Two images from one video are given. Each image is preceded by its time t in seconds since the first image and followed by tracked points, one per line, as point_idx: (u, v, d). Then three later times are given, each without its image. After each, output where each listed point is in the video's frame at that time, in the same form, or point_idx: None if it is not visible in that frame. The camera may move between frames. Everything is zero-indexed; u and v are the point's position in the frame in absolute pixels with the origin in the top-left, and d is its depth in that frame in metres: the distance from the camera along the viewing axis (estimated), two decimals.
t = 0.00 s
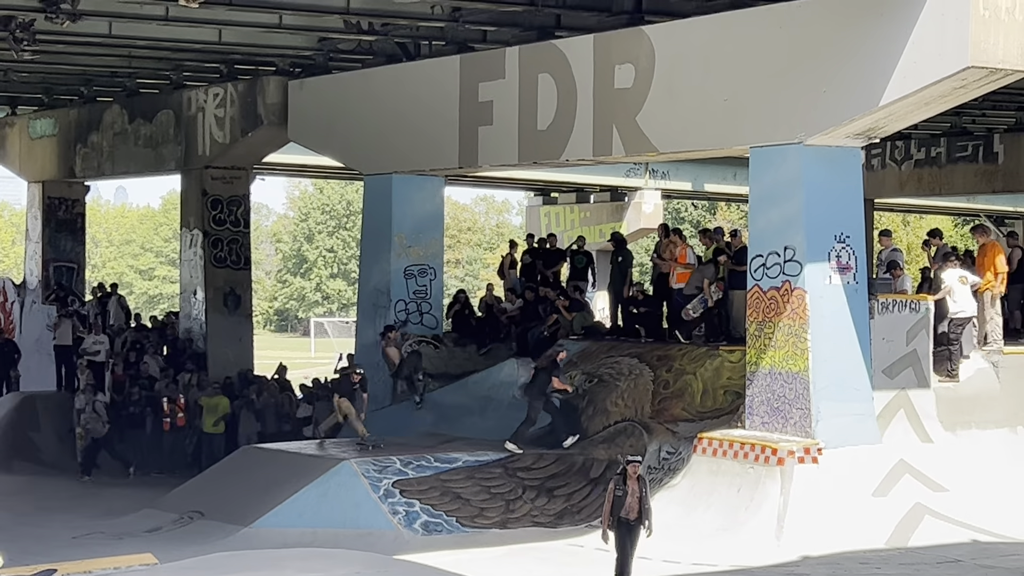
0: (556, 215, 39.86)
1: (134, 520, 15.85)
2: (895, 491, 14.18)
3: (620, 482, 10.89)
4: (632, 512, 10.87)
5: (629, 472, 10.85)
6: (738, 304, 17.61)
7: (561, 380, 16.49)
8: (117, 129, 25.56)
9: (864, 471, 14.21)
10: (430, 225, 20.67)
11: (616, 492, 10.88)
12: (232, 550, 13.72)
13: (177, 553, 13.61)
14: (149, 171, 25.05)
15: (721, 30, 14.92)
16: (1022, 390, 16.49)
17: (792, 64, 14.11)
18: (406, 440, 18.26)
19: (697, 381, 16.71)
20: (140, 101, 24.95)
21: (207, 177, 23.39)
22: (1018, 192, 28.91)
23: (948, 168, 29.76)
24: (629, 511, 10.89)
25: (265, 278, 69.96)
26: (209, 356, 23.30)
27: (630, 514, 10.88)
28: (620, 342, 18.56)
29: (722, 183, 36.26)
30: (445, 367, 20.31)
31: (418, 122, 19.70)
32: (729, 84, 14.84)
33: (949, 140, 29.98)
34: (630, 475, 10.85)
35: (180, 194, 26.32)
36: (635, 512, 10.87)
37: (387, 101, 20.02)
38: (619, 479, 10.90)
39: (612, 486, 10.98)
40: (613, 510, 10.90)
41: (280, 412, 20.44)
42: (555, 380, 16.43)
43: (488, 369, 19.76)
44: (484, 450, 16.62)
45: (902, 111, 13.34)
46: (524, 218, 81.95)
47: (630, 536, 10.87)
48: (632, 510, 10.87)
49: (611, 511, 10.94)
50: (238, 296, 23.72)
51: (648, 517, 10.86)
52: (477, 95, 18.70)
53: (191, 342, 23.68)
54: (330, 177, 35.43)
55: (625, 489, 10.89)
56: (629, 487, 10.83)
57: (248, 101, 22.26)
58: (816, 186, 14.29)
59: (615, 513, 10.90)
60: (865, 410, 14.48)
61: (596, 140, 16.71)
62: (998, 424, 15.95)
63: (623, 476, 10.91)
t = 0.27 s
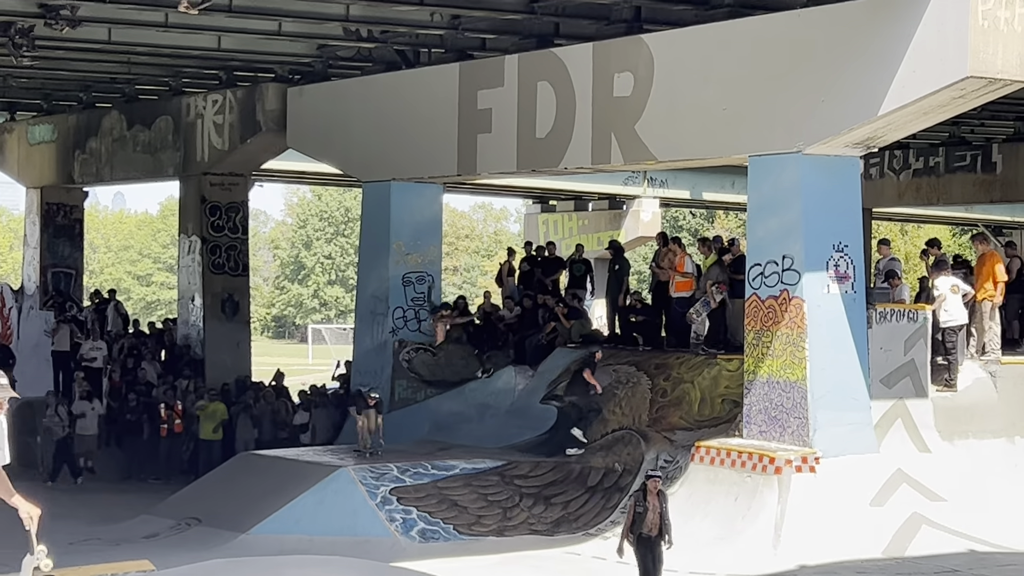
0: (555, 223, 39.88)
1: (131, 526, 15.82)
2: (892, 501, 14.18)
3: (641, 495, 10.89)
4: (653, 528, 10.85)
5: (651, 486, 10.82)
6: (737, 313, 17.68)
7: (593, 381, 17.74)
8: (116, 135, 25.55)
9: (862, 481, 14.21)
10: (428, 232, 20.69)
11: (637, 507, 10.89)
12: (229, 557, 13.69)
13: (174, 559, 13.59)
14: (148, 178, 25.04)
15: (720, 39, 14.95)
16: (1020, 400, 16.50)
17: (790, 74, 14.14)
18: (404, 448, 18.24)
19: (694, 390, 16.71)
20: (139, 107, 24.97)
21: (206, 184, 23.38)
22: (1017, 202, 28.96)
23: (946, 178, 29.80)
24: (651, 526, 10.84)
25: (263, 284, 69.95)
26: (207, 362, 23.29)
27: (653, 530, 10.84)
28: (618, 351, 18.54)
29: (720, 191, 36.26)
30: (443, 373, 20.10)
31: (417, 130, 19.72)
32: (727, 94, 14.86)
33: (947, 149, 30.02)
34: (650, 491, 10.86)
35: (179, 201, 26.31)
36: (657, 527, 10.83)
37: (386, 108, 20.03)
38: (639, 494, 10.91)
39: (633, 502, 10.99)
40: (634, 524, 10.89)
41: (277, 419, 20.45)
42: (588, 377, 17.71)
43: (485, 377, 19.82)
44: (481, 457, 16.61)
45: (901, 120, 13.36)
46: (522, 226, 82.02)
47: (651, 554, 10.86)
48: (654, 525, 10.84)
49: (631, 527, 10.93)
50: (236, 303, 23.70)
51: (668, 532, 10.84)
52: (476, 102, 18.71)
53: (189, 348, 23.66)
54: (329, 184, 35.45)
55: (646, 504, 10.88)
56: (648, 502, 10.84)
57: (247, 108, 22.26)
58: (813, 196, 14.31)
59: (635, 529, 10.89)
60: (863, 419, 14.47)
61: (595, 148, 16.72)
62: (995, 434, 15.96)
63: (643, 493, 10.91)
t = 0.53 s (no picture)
0: (550, 229, 39.89)
1: (125, 531, 15.77)
2: (887, 509, 14.18)
3: (666, 509, 10.87)
4: (676, 542, 10.78)
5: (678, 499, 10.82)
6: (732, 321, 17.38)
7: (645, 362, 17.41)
8: (112, 139, 25.52)
9: (857, 489, 14.21)
10: (424, 239, 20.68)
11: (664, 519, 10.84)
12: (223, 563, 13.65)
13: (168, 565, 13.55)
14: (143, 182, 25.01)
15: (717, 47, 14.96)
16: (1016, 408, 16.50)
17: (787, 82, 14.15)
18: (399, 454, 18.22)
19: (689, 398, 16.74)
20: (135, 112, 24.94)
21: (202, 189, 23.35)
22: (1012, 212, 29.02)
23: (942, 187, 29.84)
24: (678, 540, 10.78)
25: (258, 289, 69.91)
26: (202, 367, 23.25)
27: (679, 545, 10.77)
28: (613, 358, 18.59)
29: (716, 199, 36.27)
30: (437, 380, 20.11)
31: (414, 136, 19.70)
32: (724, 101, 14.87)
33: (943, 158, 30.07)
34: (678, 503, 10.85)
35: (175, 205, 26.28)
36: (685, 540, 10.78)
37: (383, 113, 20.02)
38: (667, 506, 10.87)
39: (660, 514, 10.94)
40: (661, 539, 10.82)
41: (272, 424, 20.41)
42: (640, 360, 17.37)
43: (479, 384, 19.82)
44: (476, 464, 16.60)
45: (897, 129, 13.38)
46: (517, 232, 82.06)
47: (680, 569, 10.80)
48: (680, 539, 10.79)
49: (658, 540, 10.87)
50: (231, 308, 23.65)
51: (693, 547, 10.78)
52: (473, 109, 18.71)
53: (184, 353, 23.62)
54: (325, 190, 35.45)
55: (673, 517, 10.83)
56: (676, 514, 10.79)
57: (243, 113, 22.24)
58: (809, 204, 14.32)
59: (662, 543, 10.83)
60: (858, 428, 14.48)
61: (591, 155, 16.72)
62: (990, 443, 15.98)
63: (671, 505, 10.90)
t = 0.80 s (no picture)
0: (545, 235, 39.91)
1: (118, 534, 15.73)
2: (880, 516, 14.16)
3: (703, 515, 10.35)
4: (714, 551, 10.23)
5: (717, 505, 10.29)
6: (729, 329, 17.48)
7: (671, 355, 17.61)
8: (107, 142, 25.51)
9: (851, 496, 14.19)
10: (419, 244, 20.69)
11: (703, 528, 10.27)
12: (215, 566, 13.62)
13: (161, 568, 13.51)
14: (138, 186, 24.98)
15: (712, 53, 14.99)
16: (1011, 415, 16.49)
17: (782, 89, 14.18)
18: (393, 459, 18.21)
19: (684, 404, 16.68)
20: (130, 115, 24.92)
21: (196, 193, 23.34)
22: (1006, 220, 29.08)
23: (936, 195, 29.88)
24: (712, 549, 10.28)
25: (252, 293, 69.87)
26: (196, 370, 23.22)
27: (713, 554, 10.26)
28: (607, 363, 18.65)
29: (711, 205, 36.29)
30: (432, 385, 20.21)
31: (409, 141, 19.70)
32: (719, 107, 14.90)
33: (938, 166, 30.12)
34: (718, 510, 10.29)
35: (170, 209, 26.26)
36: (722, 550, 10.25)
37: (379, 117, 20.01)
38: (706, 513, 10.32)
39: (698, 521, 10.37)
40: (696, 546, 10.27)
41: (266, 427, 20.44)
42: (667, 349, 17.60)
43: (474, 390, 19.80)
44: (470, 469, 16.60)
45: (893, 136, 13.41)
46: (512, 238, 82.10)
47: None
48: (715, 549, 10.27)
49: (692, 548, 10.30)
50: (226, 312, 23.60)
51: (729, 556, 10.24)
52: (468, 114, 18.72)
53: (178, 357, 23.60)
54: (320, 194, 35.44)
55: (711, 524, 10.28)
56: (715, 521, 10.25)
57: (238, 117, 22.23)
58: (804, 211, 14.33)
59: (697, 551, 10.27)
60: (852, 434, 14.50)
61: (587, 161, 16.73)
62: (985, 450, 15.97)
63: (710, 512, 10.33)
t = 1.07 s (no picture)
0: (537, 238, 39.90)
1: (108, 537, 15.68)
2: (871, 520, 14.24)
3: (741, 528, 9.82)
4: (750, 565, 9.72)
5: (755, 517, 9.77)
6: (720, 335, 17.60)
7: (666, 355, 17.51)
8: (99, 143, 25.46)
9: (842, 500, 14.23)
10: (410, 246, 20.66)
11: (740, 542, 9.78)
12: (205, 569, 13.57)
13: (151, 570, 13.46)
14: (130, 187, 24.94)
15: (705, 56, 15.00)
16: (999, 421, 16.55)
17: (774, 93, 14.19)
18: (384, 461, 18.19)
19: (674, 408, 16.73)
20: (122, 116, 24.88)
21: (188, 194, 23.29)
22: (997, 225, 29.17)
23: (928, 199, 29.94)
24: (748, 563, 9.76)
25: (243, 295, 69.76)
26: (187, 372, 23.18)
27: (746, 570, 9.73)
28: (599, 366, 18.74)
29: (702, 209, 36.30)
30: (423, 388, 20.23)
31: (401, 143, 19.68)
32: (711, 111, 14.91)
33: (929, 171, 30.17)
34: (754, 524, 9.80)
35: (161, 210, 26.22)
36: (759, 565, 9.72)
37: (371, 119, 19.98)
38: (744, 527, 9.83)
39: (734, 536, 9.86)
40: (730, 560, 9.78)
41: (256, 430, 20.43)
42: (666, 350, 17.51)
43: (465, 392, 19.80)
44: (460, 472, 16.59)
45: (884, 141, 13.43)
46: (504, 241, 82.11)
47: None
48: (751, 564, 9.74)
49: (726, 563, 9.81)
50: (217, 314, 23.58)
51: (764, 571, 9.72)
52: (461, 117, 18.71)
53: (169, 358, 23.55)
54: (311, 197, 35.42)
55: (749, 540, 9.79)
56: (752, 535, 9.77)
57: (230, 119, 22.21)
58: (795, 214, 14.33)
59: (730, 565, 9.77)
60: (842, 439, 14.51)
61: (579, 164, 16.73)
62: (975, 454, 16.01)
63: (747, 526, 9.84)
